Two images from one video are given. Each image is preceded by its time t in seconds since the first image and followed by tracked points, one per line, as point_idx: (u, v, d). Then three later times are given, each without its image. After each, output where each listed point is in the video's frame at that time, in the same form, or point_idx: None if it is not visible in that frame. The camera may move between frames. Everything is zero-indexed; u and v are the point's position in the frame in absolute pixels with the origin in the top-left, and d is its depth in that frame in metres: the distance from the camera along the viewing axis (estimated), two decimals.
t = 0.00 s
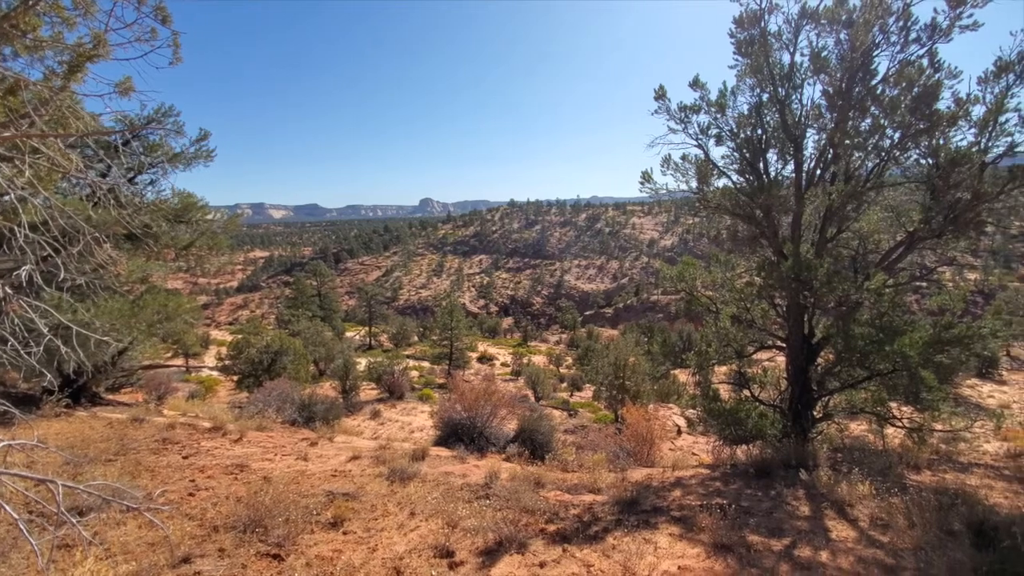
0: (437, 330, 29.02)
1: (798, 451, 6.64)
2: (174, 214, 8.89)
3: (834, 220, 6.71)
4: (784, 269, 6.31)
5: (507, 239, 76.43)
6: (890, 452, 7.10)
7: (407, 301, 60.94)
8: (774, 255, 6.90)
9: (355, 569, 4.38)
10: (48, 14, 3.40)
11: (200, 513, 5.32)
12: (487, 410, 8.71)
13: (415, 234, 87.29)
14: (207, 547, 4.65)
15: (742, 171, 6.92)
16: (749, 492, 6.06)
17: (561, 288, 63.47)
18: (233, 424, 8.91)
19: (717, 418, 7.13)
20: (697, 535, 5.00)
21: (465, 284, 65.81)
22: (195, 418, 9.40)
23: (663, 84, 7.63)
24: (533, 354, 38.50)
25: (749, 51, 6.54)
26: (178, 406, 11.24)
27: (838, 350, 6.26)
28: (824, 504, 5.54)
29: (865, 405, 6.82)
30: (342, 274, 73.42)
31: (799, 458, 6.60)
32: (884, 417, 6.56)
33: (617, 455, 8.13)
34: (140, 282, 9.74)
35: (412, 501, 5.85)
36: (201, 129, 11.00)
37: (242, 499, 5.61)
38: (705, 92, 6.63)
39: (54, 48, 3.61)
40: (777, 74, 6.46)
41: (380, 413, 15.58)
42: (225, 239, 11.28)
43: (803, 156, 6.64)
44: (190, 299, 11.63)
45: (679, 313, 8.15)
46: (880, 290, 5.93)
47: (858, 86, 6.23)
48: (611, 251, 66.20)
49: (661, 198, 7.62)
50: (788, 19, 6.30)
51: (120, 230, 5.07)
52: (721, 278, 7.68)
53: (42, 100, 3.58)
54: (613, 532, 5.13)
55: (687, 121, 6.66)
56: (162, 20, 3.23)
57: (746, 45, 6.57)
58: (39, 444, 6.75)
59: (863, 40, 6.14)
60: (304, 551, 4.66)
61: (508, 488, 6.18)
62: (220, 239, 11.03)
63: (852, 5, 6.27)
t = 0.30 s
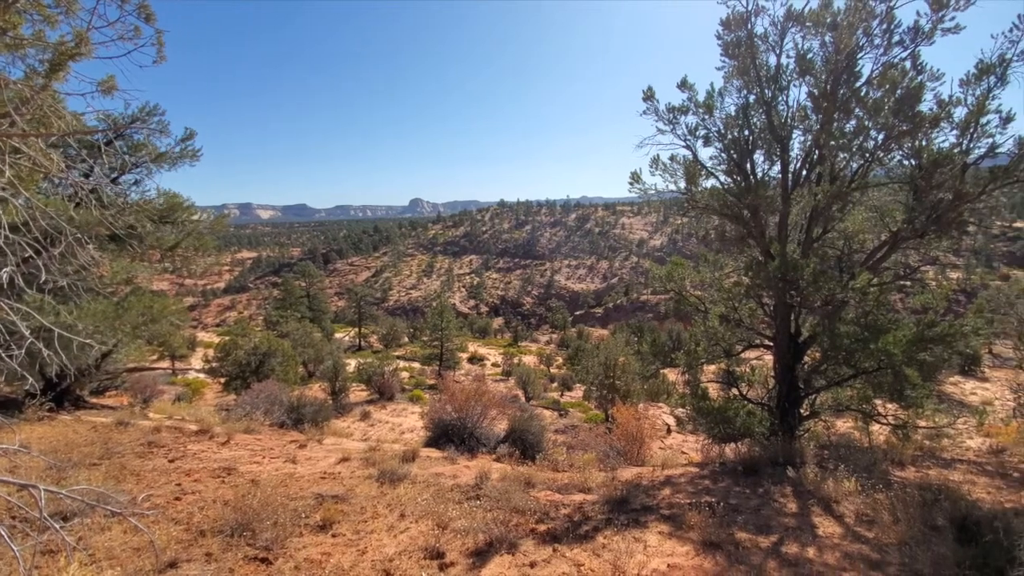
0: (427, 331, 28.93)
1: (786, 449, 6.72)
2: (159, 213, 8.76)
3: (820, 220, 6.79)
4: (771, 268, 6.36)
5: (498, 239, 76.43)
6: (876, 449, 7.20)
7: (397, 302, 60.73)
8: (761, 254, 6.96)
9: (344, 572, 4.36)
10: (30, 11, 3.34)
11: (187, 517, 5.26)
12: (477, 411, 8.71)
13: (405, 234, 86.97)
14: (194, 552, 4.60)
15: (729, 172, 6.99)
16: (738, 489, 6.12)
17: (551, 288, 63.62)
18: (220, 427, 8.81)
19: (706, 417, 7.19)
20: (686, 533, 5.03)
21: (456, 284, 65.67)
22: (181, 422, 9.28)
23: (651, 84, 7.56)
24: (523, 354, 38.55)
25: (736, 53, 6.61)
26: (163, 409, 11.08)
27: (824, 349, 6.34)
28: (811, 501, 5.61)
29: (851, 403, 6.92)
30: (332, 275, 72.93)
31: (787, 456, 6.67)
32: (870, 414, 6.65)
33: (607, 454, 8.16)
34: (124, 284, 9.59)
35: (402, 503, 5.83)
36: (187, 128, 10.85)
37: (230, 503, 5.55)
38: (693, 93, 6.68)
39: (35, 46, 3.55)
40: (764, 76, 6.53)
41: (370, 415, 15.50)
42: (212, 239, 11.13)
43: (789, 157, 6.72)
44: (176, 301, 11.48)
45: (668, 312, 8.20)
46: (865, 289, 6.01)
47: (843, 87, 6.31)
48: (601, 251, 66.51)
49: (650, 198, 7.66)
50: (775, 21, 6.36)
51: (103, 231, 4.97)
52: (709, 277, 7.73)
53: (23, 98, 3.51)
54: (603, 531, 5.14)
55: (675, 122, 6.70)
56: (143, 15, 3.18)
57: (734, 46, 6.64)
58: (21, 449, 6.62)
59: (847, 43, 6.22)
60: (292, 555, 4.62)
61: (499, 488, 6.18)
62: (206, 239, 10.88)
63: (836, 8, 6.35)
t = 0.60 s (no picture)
0: (417, 332, 28.85)
1: (773, 447, 6.79)
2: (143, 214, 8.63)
3: (806, 221, 6.87)
4: (757, 268, 6.43)
5: (488, 240, 76.40)
6: (861, 446, 7.31)
7: (387, 303, 60.47)
8: (748, 254, 7.03)
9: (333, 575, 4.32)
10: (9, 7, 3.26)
11: (172, 522, 5.19)
12: (467, 411, 8.69)
13: (394, 234, 86.58)
14: (179, 556, 4.53)
15: (716, 173, 7.05)
16: (726, 487, 6.17)
17: (541, 288, 63.74)
18: (206, 430, 8.70)
19: (694, 416, 7.25)
20: (675, 531, 5.07)
21: (446, 285, 65.52)
22: (166, 425, 9.15)
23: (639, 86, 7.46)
24: (513, 354, 38.57)
25: (723, 55, 6.68)
26: (148, 412, 10.92)
27: (810, 348, 6.42)
28: (797, 498, 5.67)
29: (836, 400, 7.01)
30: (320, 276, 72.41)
31: (774, 454, 6.74)
32: (855, 412, 6.75)
33: (597, 454, 8.19)
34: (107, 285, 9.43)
35: (391, 505, 5.80)
36: (172, 127, 10.69)
37: (216, 506, 5.48)
38: (681, 94, 6.73)
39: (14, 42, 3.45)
40: (750, 78, 6.60)
41: (359, 416, 15.41)
42: (197, 239, 10.97)
43: (775, 158, 6.79)
44: (161, 302, 11.31)
45: (657, 312, 8.25)
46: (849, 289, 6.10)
47: (827, 90, 6.39)
48: (591, 252, 66.79)
49: (639, 199, 7.71)
50: (761, 24, 6.43)
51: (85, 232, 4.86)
52: (697, 277, 7.79)
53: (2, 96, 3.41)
54: (593, 530, 5.16)
55: (663, 124, 6.75)
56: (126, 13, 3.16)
57: (720, 49, 6.70)
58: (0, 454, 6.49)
59: (831, 46, 6.31)
60: (280, 558, 4.57)
61: (489, 489, 6.17)
62: (191, 239, 10.72)
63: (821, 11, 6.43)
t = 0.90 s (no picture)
0: (406, 333, 28.75)
1: (759, 445, 6.86)
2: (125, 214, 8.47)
3: (791, 222, 6.95)
4: (744, 269, 6.49)
5: (477, 240, 76.35)
6: (846, 444, 7.41)
7: (375, 304, 60.16)
8: (735, 255, 7.10)
9: None
10: None
11: (156, 527, 5.11)
12: (456, 412, 8.68)
13: (383, 235, 86.12)
14: (163, 562, 4.46)
15: (703, 174, 7.11)
16: (713, 486, 6.22)
17: (531, 289, 63.83)
18: (191, 433, 8.58)
19: (682, 415, 7.30)
20: (663, 530, 5.10)
21: (436, 285, 65.33)
22: (150, 428, 9.01)
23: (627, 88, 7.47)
24: (503, 355, 38.58)
25: (710, 58, 6.75)
26: (131, 416, 10.74)
27: (795, 347, 6.50)
28: (783, 496, 5.74)
29: (821, 399, 7.11)
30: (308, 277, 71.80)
31: (760, 452, 6.82)
32: (839, 410, 6.85)
33: (586, 454, 8.22)
34: (89, 286, 9.26)
35: (380, 507, 5.76)
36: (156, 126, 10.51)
37: (201, 511, 5.41)
38: (668, 96, 6.77)
39: None
40: (736, 81, 6.67)
41: (347, 418, 15.30)
42: (182, 240, 10.81)
43: (761, 160, 6.88)
44: (144, 304, 11.13)
45: (646, 313, 8.30)
46: (833, 289, 6.19)
47: (811, 93, 6.48)
48: (580, 253, 67.06)
49: (627, 200, 7.75)
50: (747, 27, 6.49)
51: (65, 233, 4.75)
52: (685, 278, 7.84)
53: None
54: (582, 530, 5.18)
55: (651, 126, 6.79)
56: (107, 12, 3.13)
57: (707, 51, 6.77)
58: None
59: (815, 50, 6.39)
60: (267, 562, 4.52)
61: (478, 490, 6.16)
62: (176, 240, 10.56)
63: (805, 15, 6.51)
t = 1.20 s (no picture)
0: (393, 334, 28.61)
1: (744, 444, 6.95)
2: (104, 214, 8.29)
3: (774, 223, 7.04)
4: (729, 269, 6.55)
5: (465, 241, 76.23)
6: (828, 441, 7.53)
7: (362, 305, 59.72)
8: (720, 255, 7.17)
9: None
10: None
11: (136, 532, 5.01)
12: (444, 413, 8.65)
13: (370, 235, 85.57)
14: (143, 568, 4.37)
15: (689, 176, 7.17)
16: (699, 484, 6.28)
17: (519, 290, 63.90)
18: (173, 437, 8.44)
19: (669, 415, 7.37)
20: (650, 529, 5.13)
21: (423, 286, 65.04)
22: (130, 432, 8.84)
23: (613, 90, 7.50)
24: (491, 356, 38.55)
25: (694, 60, 6.81)
26: (111, 419, 10.52)
27: (779, 347, 6.59)
28: (767, 493, 5.82)
29: (805, 397, 7.21)
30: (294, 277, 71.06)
31: (745, 451, 6.90)
32: (822, 408, 6.97)
33: (573, 454, 8.25)
34: (67, 287, 9.06)
35: (366, 509, 5.71)
36: (137, 125, 10.32)
37: (183, 516, 5.31)
38: (654, 98, 6.82)
39: None
40: (720, 83, 6.75)
41: (334, 420, 15.17)
42: (164, 240, 10.61)
43: (745, 162, 6.96)
44: (125, 306, 10.91)
45: (633, 313, 8.34)
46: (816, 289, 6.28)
47: (794, 96, 6.57)
48: (568, 254, 67.35)
49: (614, 200, 7.79)
50: (731, 30, 6.56)
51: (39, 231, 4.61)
52: (671, 278, 7.90)
53: None
54: (569, 530, 5.19)
55: (637, 127, 6.83)
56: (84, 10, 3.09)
57: (691, 54, 6.83)
58: None
59: (797, 54, 6.48)
60: (251, 567, 4.46)
61: (465, 491, 6.14)
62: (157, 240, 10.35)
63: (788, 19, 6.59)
